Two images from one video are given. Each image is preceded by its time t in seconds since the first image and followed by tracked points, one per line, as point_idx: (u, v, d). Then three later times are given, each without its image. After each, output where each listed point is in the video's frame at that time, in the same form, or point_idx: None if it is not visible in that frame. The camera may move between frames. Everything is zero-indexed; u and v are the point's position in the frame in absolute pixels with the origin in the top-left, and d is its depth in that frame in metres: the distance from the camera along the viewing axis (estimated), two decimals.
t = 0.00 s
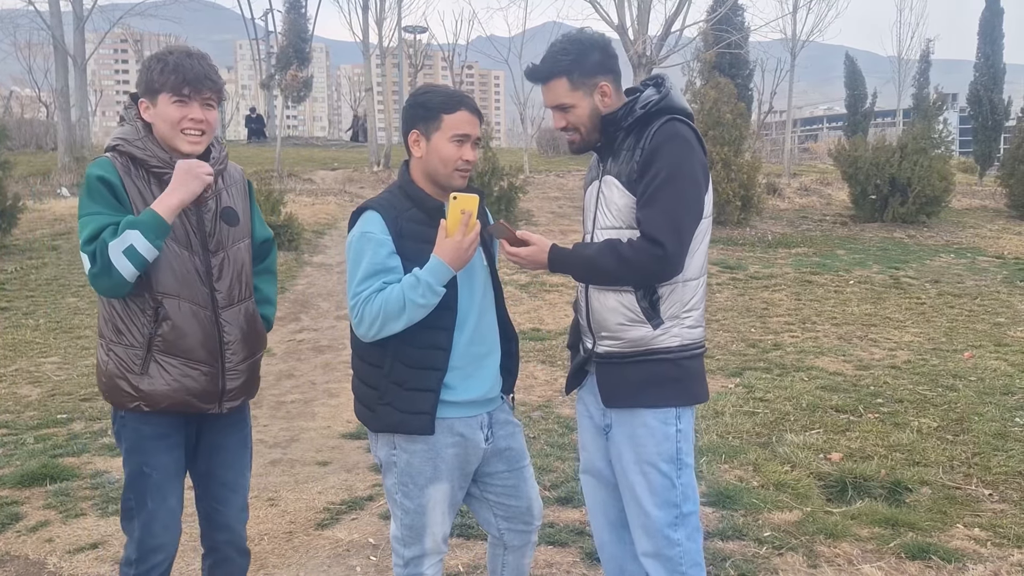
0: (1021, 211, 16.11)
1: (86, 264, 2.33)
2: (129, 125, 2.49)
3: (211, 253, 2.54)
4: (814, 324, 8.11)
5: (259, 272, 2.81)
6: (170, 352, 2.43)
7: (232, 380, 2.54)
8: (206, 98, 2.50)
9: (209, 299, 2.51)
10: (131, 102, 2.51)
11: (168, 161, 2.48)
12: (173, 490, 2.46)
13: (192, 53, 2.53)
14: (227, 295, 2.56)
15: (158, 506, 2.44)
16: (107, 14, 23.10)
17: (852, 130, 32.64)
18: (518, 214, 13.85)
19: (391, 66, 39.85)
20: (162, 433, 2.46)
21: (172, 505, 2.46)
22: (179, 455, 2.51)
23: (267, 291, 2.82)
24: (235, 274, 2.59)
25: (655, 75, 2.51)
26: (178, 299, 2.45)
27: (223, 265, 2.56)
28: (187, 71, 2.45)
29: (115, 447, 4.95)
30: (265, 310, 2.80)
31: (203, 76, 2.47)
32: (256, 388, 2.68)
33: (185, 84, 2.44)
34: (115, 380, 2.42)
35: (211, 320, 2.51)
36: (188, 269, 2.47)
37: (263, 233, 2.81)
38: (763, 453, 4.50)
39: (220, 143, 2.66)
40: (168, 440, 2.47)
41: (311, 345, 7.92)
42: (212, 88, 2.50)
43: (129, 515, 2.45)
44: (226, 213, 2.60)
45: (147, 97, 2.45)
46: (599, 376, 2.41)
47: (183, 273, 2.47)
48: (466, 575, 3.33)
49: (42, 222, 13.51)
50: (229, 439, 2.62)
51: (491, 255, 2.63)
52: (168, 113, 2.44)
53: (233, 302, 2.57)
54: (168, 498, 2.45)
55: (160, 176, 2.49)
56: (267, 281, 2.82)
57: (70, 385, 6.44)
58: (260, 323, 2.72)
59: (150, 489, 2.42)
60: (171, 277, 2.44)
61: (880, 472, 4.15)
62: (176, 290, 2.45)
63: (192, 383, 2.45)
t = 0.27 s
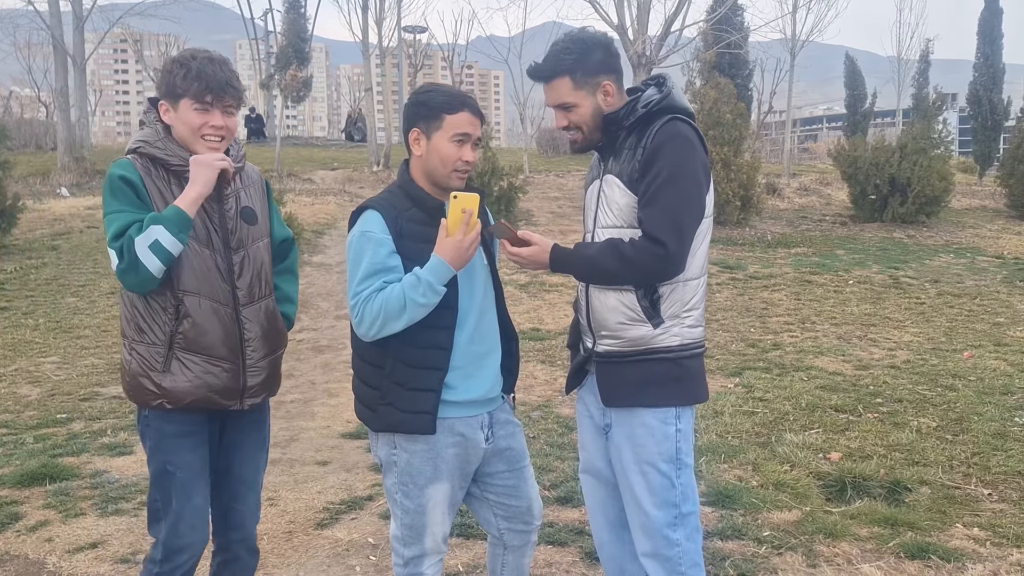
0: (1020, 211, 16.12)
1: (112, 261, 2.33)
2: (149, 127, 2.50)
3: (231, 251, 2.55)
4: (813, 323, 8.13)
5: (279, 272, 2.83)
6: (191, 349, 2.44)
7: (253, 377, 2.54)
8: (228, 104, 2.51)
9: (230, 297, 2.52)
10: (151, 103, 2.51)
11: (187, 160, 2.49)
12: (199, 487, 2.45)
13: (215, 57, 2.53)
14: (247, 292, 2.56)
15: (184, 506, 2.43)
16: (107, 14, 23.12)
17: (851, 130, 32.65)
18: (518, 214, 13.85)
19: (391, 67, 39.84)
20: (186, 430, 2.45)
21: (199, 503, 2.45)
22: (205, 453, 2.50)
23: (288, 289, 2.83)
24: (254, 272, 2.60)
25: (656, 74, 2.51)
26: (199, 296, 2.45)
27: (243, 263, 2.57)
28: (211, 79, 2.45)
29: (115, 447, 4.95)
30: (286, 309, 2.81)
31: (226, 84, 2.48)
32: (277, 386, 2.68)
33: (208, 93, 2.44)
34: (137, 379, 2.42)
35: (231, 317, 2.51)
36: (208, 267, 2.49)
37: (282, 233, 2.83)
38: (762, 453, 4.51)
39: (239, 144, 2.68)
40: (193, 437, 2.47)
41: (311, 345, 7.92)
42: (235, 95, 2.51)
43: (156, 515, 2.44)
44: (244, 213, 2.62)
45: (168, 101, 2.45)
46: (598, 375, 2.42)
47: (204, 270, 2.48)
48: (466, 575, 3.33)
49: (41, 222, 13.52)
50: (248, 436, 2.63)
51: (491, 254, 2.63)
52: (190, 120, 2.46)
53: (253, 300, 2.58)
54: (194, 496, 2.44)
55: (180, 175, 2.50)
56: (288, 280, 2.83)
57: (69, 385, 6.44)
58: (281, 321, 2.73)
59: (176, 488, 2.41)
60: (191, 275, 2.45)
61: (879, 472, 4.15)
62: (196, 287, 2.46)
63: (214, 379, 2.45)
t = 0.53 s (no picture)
0: (1020, 212, 16.12)
1: (136, 259, 2.34)
2: (165, 127, 2.50)
3: (247, 248, 2.56)
4: (813, 324, 8.13)
5: (291, 272, 2.85)
6: (205, 345, 2.44)
7: (264, 374, 2.55)
8: (247, 115, 2.51)
9: (245, 293, 2.53)
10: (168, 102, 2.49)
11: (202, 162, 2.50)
12: (222, 482, 2.46)
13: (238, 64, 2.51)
14: (262, 290, 2.57)
15: (209, 501, 2.43)
16: (106, 14, 23.11)
17: (851, 131, 32.65)
18: (517, 214, 13.86)
19: (391, 67, 39.86)
20: (207, 426, 2.46)
21: (224, 499, 2.45)
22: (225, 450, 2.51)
23: (299, 291, 2.86)
24: (269, 271, 2.61)
25: (657, 74, 2.51)
26: (215, 292, 2.46)
27: (258, 260, 2.58)
28: (235, 91, 2.44)
29: (114, 447, 4.95)
30: (297, 309, 2.84)
31: (248, 96, 2.47)
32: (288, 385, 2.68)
33: (232, 104, 2.45)
34: (151, 376, 2.42)
35: (246, 314, 2.52)
36: (225, 264, 2.49)
37: (295, 234, 2.85)
38: (762, 453, 4.51)
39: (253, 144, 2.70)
40: (213, 434, 2.48)
41: (310, 345, 7.92)
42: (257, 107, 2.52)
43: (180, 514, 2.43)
44: (259, 212, 2.64)
45: (187, 106, 2.45)
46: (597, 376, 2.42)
47: (221, 267, 2.49)
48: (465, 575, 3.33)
49: (41, 222, 13.52)
50: (255, 433, 2.65)
51: (493, 254, 2.63)
52: (210, 127, 2.47)
53: (267, 297, 2.58)
54: (220, 490, 2.44)
55: (197, 174, 2.52)
56: (299, 280, 2.86)
57: (68, 385, 6.44)
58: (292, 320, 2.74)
59: (200, 483, 2.42)
60: (209, 271, 2.46)
61: (878, 472, 4.15)
62: (213, 283, 2.46)
63: (227, 375, 2.45)
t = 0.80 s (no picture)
0: (1019, 213, 16.13)
1: (148, 259, 2.33)
2: (169, 128, 2.50)
3: (255, 247, 2.57)
4: (812, 325, 8.14)
5: (293, 272, 2.86)
6: (213, 344, 2.44)
7: (270, 374, 2.55)
8: (256, 116, 2.53)
9: (252, 293, 2.53)
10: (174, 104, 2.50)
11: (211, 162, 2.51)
12: (229, 480, 2.47)
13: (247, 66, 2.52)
14: (268, 289, 2.58)
15: (217, 500, 2.44)
16: (106, 15, 23.13)
17: (850, 132, 32.68)
18: (517, 215, 13.87)
19: (390, 68, 39.87)
20: (211, 424, 2.47)
21: (232, 496, 2.46)
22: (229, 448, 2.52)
23: (301, 289, 2.86)
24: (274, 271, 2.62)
25: (657, 75, 2.51)
26: (224, 292, 2.46)
27: (265, 260, 2.59)
28: (243, 91, 2.45)
29: (114, 447, 4.96)
30: (300, 309, 2.84)
31: (256, 97, 2.48)
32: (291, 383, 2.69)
33: (240, 106, 2.46)
34: (156, 376, 2.41)
35: (253, 313, 2.52)
36: (235, 263, 2.49)
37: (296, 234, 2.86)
38: (761, 454, 4.51)
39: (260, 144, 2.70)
40: (218, 432, 2.49)
41: (309, 346, 7.92)
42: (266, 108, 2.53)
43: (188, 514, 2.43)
44: (264, 212, 2.65)
45: (195, 108, 2.46)
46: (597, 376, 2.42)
47: (231, 267, 2.49)
48: None
49: (41, 223, 13.53)
50: (259, 433, 2.67)
51: (494, 255, 2.64)
52: (218, 129, 2.47)
53: (273, 296, 2.59)
54: (228, 488, 2.45)
55: (205, 173, 2.53)
56: (300, 279, 2.86)
57: (68, 386, 6.44)
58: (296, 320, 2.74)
59: (208, 482, 2.42)
60: (219, 270, 2.46)
61: (877, 473, 4.15)
62: (222, 283, 2.46)
63: (234, 375, 2.46)
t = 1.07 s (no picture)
0: (1018, 213, 16.15)
1: (156, 263, 2.32)
2: (170, 128, 2.50)
3: (259, 249, 2.57)
4: (812, 325, 8.15)
5: (294, 272, 2.86)
6: (219, 348, 2.44)
7: (275, 376, 2.56)
8: (260, 116, 2.53)
9: (257, 295, 2.53)
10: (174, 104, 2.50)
11: (214, 162, 2.51)
12: (230, 487, 2.48)
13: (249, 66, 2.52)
14: (273, 291, 2.58)
15: (218, 506, 2.45)
16: (105, 16, 23.13)
17: (850, 132, 32.72)
18: (516, 216, 13.88)
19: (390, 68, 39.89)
20: (215, 430, 2.47)
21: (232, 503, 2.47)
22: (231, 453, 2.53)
23: (303, 290, 2.87)
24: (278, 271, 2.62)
25: (658, 77, 2.52)
26: (230, 295, 2.46)
27: (269, 261, 2.59)
28: (246, 91, 2.45)
29: (114, 449, 4.96)
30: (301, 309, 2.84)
31: (259, 97, 2.49)
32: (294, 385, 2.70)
33: (244, 106, 2.46)
34: (161, 380, 2.41)
35: (259, 315, 2.53)
36: (241, 266, 2.50)
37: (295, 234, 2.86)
38: (760, 455, 4.52)
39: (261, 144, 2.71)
40: (221, 437, 2.49)
41: (309, 347, 7.92)
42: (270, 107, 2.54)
43: (188, 520, 2.44)
44: (266, 212, 2.64)
45: (197, 108, 2.45)
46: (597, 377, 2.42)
47: (236, 269, 2.49)
48: None
49: (40, 224, 13.52)
50: (260, 435, 2.67)
51: (494, 256, 2.64)
52: (222, 129, 2.48)
53: (278, 298, 2.60)
54: (228, 495, 2.46)
55: (208, 173, 2.53)
56: (302, 280, 2.87)
57: (67, 387, 6.43)
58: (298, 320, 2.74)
59: (209, 488, 2.43)
60: (225, 273, 2.46)
61: (876, 474, 4.15)
62: (228, 286, 2.46)
63: (240, 378, 2.46)
